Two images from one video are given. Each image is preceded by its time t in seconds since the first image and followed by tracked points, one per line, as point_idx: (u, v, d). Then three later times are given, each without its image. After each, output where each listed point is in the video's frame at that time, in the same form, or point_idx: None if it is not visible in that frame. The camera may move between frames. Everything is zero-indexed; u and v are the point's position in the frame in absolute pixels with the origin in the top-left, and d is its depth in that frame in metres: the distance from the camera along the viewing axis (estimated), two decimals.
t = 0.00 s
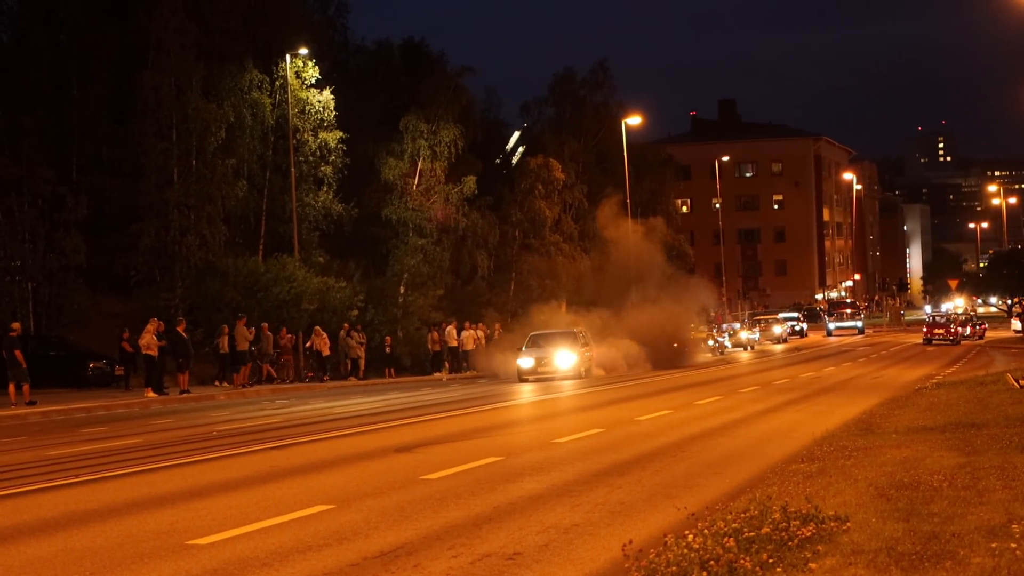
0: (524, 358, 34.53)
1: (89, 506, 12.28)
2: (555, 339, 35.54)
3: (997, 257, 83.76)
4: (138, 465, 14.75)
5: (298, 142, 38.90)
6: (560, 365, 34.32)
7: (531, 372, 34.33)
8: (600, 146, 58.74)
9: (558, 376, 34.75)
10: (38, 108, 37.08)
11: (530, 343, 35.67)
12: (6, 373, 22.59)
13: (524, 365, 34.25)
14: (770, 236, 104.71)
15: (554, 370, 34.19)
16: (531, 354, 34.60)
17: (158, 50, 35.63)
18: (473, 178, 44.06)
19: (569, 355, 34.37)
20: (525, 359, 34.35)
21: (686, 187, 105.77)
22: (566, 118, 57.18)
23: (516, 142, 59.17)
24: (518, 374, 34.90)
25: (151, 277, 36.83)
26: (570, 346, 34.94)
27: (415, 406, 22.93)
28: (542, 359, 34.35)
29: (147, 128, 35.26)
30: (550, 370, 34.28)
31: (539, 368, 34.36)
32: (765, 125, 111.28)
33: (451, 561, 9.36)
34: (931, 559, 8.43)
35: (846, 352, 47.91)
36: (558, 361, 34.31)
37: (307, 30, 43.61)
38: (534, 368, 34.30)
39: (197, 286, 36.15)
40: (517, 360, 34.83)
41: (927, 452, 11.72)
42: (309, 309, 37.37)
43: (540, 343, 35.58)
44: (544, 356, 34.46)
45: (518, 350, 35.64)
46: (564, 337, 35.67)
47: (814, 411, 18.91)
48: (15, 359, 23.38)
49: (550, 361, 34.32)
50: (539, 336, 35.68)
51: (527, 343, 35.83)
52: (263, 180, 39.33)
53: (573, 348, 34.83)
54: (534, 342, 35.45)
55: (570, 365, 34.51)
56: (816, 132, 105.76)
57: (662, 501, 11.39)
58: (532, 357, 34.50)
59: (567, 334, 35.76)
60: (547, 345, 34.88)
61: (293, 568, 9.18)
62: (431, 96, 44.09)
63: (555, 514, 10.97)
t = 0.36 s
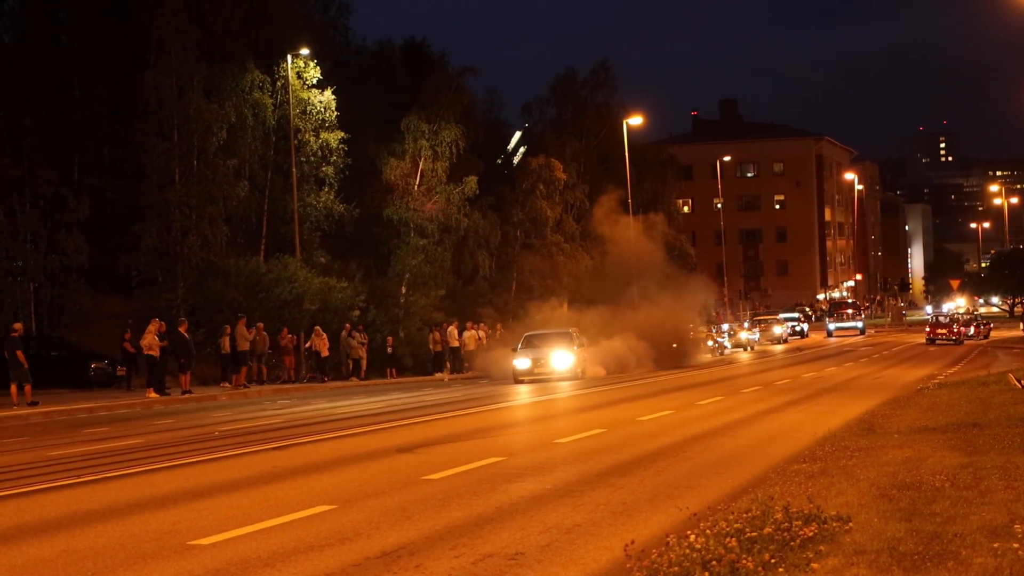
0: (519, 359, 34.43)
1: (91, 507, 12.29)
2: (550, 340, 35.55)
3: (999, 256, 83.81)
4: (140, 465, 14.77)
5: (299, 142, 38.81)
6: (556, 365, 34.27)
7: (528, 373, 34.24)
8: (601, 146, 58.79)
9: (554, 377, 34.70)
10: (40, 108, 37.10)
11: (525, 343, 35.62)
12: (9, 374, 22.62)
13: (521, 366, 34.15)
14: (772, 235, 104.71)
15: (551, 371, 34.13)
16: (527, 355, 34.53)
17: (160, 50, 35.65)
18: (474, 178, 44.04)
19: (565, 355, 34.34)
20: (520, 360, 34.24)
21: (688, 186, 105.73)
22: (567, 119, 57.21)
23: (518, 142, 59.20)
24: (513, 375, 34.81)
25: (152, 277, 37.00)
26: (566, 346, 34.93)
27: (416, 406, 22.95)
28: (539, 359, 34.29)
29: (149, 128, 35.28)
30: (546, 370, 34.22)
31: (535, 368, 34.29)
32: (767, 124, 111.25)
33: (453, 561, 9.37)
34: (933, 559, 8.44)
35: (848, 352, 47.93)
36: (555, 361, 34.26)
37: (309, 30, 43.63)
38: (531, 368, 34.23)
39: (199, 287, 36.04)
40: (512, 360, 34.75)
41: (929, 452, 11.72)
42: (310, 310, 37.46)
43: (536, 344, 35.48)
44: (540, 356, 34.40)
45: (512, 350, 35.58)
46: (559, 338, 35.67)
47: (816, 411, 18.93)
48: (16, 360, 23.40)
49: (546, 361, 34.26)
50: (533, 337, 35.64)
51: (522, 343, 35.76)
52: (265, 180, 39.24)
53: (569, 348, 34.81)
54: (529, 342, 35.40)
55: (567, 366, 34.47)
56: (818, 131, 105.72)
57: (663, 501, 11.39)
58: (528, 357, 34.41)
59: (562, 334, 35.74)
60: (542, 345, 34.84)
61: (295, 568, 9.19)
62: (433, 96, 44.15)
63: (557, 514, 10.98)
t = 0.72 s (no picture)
0: (526, 359, 34.39)
1: (105, 506, 12.33)
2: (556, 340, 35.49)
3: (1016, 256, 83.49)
4: (154, 464, 14.82)
5: (313, 142, 38.98)
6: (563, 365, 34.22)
7: (535, 373, 34.21)
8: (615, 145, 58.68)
9: (561, 377, 34.63)
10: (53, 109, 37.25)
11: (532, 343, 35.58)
12: (24, 373, 22.71)
13: (528, 367, 34.11)
14: (786, 236, 104.49)
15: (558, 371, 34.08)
16: (534, 356, 34.48)
17: (174, 51, 35.73)
18: (488, 178, 44.01)
19: (572, 355, 34.28)
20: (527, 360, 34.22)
21: (702, 186, 105.59)
22: (581, 118, 57.21)
23: (532, 142, 59.18)
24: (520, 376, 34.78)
25: (166, 278, 37.02)
26: (572, 346, 34.88)
27: (429, 406, 22.96)
28: (546, 360, 34.26)
29: (163, 129, 35.39)
30: (553, 370, 34.18)
31: (542, 369, 34.24)
32: (780, 124, 111.01)
33: (467, 561, 9.38)
34: (948, 559, 8.43)
35: (862, 352, 47.78)
36: (562, 361, 34.21)
37: (323, 30, 43.70)
38: (538, 369, 34.19)
39: (213, 287, 36.26)
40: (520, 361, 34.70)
41: (944, 452, 11.69)
42: (324, 310, 37.51)
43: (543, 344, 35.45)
44: (547, 357, 34.37)
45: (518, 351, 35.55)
46: (566, 338, 35.62)
47: (831, 411, 18.87)
48: (32, 359, 23.50)
49: (553, 361, 34.21)
50: (540, 337, 35.59)
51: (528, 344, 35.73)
52: (279, 180, 39.42)
53: (575, 348, 34.76)
54: (536, 342, 35.35)
55: (574, 366, 34.41)
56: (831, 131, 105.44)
57: (677, 501, 11.39)
58: (535, 358, 34.37)
59: (569, 334, 35.72)
60: (549, 346, 34.78)
61: (309, 568, 9.21)
62: (447, 97, 44.29)
63: (571, 514, 10.98)
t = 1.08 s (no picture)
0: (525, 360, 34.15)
1: (113, 506, 12.36)
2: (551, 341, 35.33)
3: None
4: (162, 465, 14.84)
5: (321, 142, 39.16)
6: (563, 365, 33.99)
7: (534, 373, 33.94)
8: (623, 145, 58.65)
9: (560, 377, 34.39)
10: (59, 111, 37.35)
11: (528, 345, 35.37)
12: (32, 374, 22.76)
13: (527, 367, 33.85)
14: (793, 236, 104.41)
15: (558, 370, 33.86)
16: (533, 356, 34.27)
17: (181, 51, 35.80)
18: (496, 177, 44.04)
19: (571, 354, 34.11)
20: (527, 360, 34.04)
21: (709, 186, 105.52)
22: (589, 118, 57.25)
23: (539, 142, 59.18)
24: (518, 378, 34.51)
25: (173, 278, 37.07)
26: (572, 346, 34.59)
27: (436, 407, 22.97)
28: (545, 360, 34.05)
29: (170, 129, 35.44)
30: (552, 370, 33.96)
31: (542, 368, 34.00)
32: (787, 124, 110.89)
33: (475, 561, 9.39)
34: (956, 559, 8.43)
35: (869, 352, 47.76)
36: (561, 361, 33.99)
37: (330, 30, 43.79)
38: (538, 369, 33.96)
39: (220, 287, 36.37)
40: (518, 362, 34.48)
41: (952, 452, 11.68)
42: (332, 310, 37.54)
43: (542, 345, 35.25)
44: (546, 357, 34.15)
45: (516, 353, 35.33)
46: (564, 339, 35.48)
47: (839, 411, 18.89)
48: (39, 359, 23.56)
49: (553, 361, 34.00)
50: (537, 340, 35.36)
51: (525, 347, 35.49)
52: (286, 180, 39.51)
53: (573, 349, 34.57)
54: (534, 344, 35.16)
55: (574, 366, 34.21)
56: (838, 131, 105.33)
57: (685, 501, 11.39)
58: (534, 358, 34.15)
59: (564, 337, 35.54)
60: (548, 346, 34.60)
61: (316, 568, 9.23)
62: (454, 96, 44.30)
63: (579, 514, 10.99)
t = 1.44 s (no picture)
0: (521, 360, 33.69)
1: (118, 507, 12.38)
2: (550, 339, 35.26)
3: None
4: (167, 465, 14.86)
5: (325, 142, 39.09)
6: (560, 366, 33.60)
7: (530, 374, 33.51)
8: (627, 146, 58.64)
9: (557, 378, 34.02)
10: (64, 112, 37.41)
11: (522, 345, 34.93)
12: (37, 374, 22.79)
13: (524, 368, 33.41)
14: (798, 236, 104.33)
15: (555, 371, 33.47)
16: (529, 356, 33.83)
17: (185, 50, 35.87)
18: (500, 177, 44.07)
19: (568, 355, 33.76)
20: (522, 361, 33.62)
21: (713, 186, 105.49)
22: (593, 118, 57.29)
23: (543, 142, 59.20)
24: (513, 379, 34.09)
25: (178, 278, 37.11)
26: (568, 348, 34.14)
27: (441, 407, 22.99)
28: (542, 360, 33.62)
29: (174, 129, 35.48)
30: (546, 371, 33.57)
31: (538, 369, 33.57)
32: (791, 124, 110.86)
33: (479, 561, 9.40)
34: (961, 559, 8.43)
35: (873, 352, 47.82)
36: (559, 362, 33.60)
37: (334, 30, 43.83)
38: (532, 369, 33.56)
39: (224, 287, 36.38)
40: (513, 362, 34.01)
41: (957, 453, 11.67)
42: (336, 310, 37.76)
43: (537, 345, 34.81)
44: (543, 357, 33.72)
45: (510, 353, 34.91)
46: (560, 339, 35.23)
47: (843, 411, 18.90)
48: (44, 359, 23.60)
49: (550, 362, 33.60)
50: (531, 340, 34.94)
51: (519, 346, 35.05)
52: (291, 180, 39.48)
53: (569, 349, 34.21)
54: (529, 343, 34.74)
55: (571, 367, 33.87)
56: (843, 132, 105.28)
57: (690, 501, 11.39)
58: (530, 359, 33.73)
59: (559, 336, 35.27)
60: (544, 347, 34.19)
61: (321, 568, 9.24)
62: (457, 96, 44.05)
63: (583, 514, 11.00)
